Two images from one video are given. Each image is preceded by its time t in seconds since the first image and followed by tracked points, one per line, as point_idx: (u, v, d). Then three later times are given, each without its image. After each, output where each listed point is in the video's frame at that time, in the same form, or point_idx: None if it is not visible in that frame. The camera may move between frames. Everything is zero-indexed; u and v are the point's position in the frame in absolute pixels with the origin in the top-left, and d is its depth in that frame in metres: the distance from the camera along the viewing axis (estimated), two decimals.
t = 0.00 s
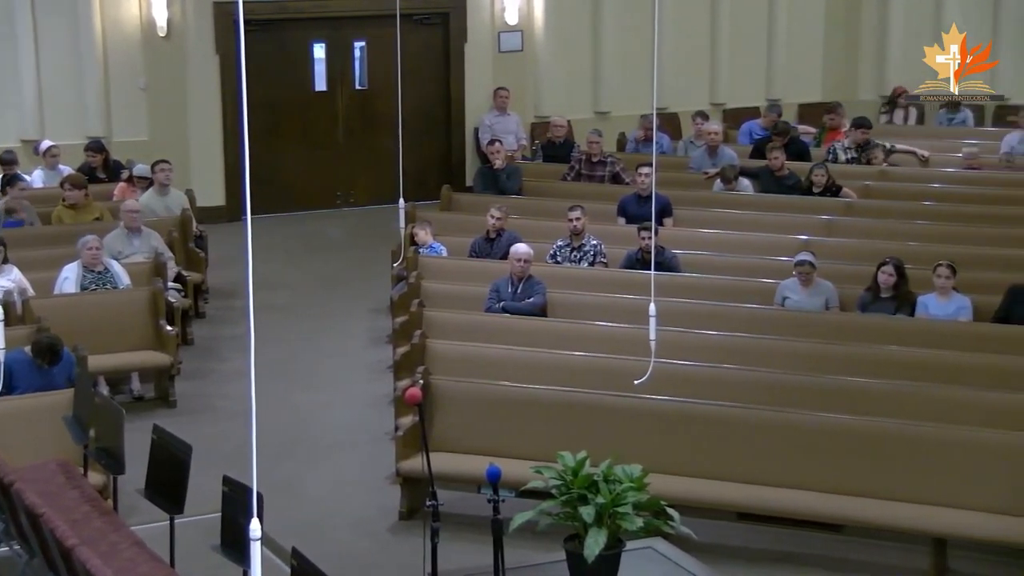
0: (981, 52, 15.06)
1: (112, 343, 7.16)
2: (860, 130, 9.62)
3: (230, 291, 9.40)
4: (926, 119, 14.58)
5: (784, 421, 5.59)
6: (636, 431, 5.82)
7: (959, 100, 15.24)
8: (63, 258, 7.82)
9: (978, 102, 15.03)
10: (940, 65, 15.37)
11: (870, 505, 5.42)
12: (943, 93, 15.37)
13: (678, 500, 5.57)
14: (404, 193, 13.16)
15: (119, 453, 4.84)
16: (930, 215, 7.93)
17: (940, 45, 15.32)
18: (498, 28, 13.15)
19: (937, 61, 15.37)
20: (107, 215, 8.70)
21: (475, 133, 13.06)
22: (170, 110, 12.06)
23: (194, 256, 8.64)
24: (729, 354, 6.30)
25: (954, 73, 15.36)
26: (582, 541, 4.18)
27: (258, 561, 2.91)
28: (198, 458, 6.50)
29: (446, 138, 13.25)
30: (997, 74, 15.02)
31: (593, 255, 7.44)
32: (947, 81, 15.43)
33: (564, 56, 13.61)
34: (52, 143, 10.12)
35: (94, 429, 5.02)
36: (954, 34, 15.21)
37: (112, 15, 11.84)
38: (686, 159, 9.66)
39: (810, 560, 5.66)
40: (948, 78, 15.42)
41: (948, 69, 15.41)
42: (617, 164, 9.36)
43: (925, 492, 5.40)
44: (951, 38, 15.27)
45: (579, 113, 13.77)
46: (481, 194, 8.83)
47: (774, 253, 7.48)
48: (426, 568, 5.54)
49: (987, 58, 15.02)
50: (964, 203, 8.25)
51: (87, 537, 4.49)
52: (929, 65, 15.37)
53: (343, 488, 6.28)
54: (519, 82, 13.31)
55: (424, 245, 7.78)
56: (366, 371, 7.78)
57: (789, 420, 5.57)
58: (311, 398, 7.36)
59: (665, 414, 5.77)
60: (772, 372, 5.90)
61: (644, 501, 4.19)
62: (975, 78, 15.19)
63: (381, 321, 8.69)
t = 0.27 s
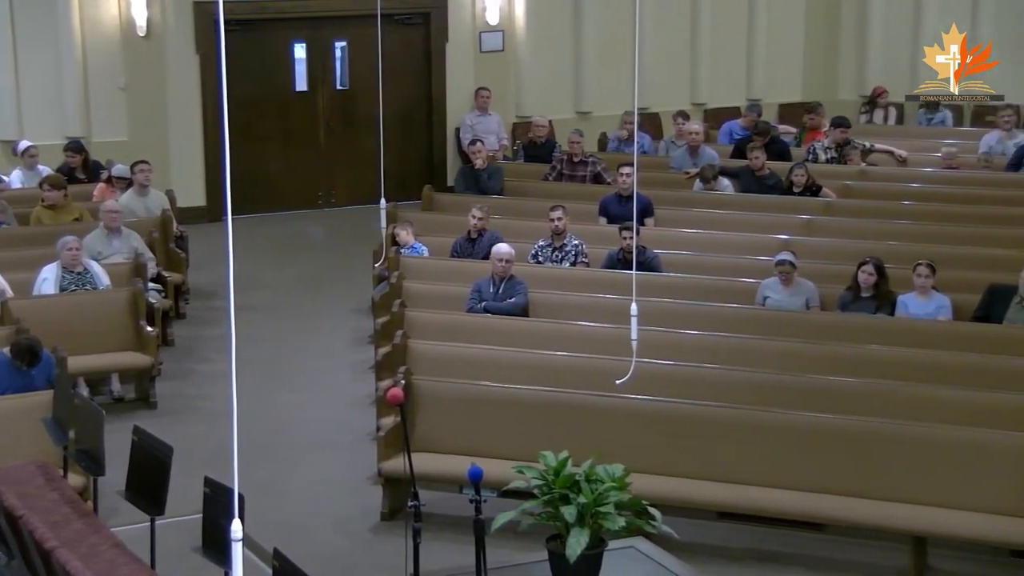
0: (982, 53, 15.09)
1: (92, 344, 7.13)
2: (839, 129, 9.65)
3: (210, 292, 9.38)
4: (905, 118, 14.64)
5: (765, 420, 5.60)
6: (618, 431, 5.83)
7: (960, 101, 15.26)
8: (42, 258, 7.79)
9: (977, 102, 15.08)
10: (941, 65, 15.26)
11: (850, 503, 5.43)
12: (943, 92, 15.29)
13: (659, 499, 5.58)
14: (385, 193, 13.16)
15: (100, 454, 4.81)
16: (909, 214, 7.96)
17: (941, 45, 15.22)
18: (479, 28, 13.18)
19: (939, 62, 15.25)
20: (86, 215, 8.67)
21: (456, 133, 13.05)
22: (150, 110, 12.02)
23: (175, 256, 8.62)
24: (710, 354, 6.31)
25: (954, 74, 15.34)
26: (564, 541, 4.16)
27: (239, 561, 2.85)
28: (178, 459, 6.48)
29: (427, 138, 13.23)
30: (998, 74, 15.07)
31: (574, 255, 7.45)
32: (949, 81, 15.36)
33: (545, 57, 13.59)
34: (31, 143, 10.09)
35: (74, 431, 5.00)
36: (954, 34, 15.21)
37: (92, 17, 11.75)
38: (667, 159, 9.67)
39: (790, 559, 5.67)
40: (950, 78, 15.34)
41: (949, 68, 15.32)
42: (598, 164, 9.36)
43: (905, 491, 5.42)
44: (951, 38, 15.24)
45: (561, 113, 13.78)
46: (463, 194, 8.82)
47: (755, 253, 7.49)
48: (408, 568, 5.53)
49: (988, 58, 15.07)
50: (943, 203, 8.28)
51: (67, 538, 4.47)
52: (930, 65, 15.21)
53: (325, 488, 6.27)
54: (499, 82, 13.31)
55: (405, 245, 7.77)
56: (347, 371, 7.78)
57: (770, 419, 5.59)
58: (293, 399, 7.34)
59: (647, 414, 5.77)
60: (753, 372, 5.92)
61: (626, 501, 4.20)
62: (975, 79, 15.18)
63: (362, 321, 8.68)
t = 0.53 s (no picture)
0: (982, 52, 15.05)
1: (72, 345, 7.11)
2: (819, 128, 9.67)
3: (190, 292, 9.35)
4: (884, 118, 14.71)
5: (746, 420, 5.61)
6: (599, 431, 5.83)
7: (960, 101, 15.11)
8: (21, 259, 7.76)
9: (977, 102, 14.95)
10: (941, 65, 15.27)
11: (831, 502, 5.45)
12: (944, 92, 15.22)
13: (640, 499, 5.59)
14: (366, 193, 13.14)
15: (80, 456, 4.79)
16: (889, 214, 7.99)
17: (942, 45, 15.26)
18: (461, 29, 13.12)
19: (940, 62, 15.29)
20: (65, 216, 8.64)
21: (438, 133, 13.04)
22: (130, 110, 11.99)
23: (155, 257, 8.59)
24: (691, 353, 6.32)
25: (954, 74, 15.27)
26: (546, 541, 4.15)
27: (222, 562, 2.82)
28: (159, 460, 6.46)
29: (409, 138, 13.23)
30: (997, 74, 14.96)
31: (556, 255, 7.46)
32: (949, 81, 15.29)
33: (526, 56, 13.58)
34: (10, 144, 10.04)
35: (53, 432, 4.98)
36: (954, 34, 15.19)
37: (71, 17, 11.70)
38: (648, 158, 9.69)
39: (772, 558, 5.68)
40: (950, 78, 15.27)
41: (949, 69, 15.29)
42: (579, 164, 9.37)
43: (886, 489, 5.44)
44: (951, 38, 15.24)
45: (542, 112, 13.79)
46: (444, 195, 8.82)
47: (736, 252, 7.51)
48: (389, 569, 5.53)
49: (988, 59, 15.01)
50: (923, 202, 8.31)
51: (46, 540, 4.44)
52: (931, 65, 15.29)
53: (306, 489, 6.26)
54: (481, 82, 13.29)
55: (386, 245, 7.76)
56: (329, 371, 7.76)
57: (752, 418, 5.59)
58: (274, 399, 7.33)
59: (628, 414, 5.78)
60: (734, 372, 5.93)
61: (608, 501, 4.17)
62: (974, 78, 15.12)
63: (343, 321, 8.67)
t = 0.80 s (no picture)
0: (982, 53, 15.07)
1: (52, 346, 7.08)
2: (798, 127, 9.71)
3: (172, 293, 9.33)
4: (864, 118, 14.77)
5: (728, 419, 5.62)
6: (581, 431, 5.83)
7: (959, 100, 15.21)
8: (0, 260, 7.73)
9: (977, 101, 15.02)
10: (942, 65, 15.23)
11: (814, 501, 5.46)
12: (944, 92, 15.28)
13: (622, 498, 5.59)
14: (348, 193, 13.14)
15: (60, 458, 4.77)
16: (869, 213, 8.02)
17: (942, 45, 15.17)
18: (442, 29, 13.13)
19: (940, 62, 15.24)
20: (44, 217, 8.61)
21: (420, 133, 13.06)
22: (110, 111, 11.96)
23: (135, 258, 8.57)
24: (672, 353, 6.33)
25: (955, 74, 15.28)
26: (529, 541, 4.13)
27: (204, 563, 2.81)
28: (140, 461, 6.44)
29: (391, 139, 13.23)
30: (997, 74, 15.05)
31: (538, 255, 7.46)
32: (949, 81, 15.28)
33: (507, 56, 13.58)
34: None
35: (33, 434, 4.96)
36: (954, 34, 15.14)
37: (50, 18, 11.63)
38: (630, 158, 9.70)
39: (754, 557, 5.69)
40: (950, 78, 15.27)
41: (950, 68, 15.26)
42: (561, 164, 9.37)
43: (868, 488, 5.45)
44: (951, 38, 15.17)
45: (523, 113, 13.80)
46: (425, 195, 8.82)
47: (718, 252, 7.52)
48: (372, 569, 5.52)
49: (988, 59, 15.03)
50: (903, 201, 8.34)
51: (26, 542, 4.42)
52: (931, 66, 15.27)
53: (288, 490, 6.25)
54: (462, 81, 13.29)
55: (368, 245, 7.76)
56: (311, 371, 7.76)
57: (734, 417, 5.60)
58: (256, 400, 7.32)
59: (610, 414, 5.78)
60: (715, 371, 5.94)
61: (590, 500, 4.15)
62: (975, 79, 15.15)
63: (325, 321, 8.66)
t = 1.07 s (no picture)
0: (981, 53, 14.77)
1: (32, 348, 7.06)
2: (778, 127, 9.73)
3: (152, 293, 9.30)
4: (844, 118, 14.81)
5: (709, 418, 5.63)
6: (562, 431, 5.83)
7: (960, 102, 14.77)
8: None
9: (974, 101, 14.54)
10: (940, 65, 15.12)
11: (795, 500, 5.47)
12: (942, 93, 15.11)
13: (604, 498, 5.59)
14: (329, 193, 13.12)
15: (40, 460, 4.75)
16: (849, 213, 8.05)
17: (940, 46, 15.09)
18: (422, 29, 13.11)
19: (937, 62, 15.12)
20: (23, 217, 8.58)
21: (400, 133, 13.04)
22: (88, 111, 11.91)
23: (115, 258, 8.55)
24: (653, 352, 6.34)
25: (953, 74, 15.10)
26: (511, 541, 4.12)
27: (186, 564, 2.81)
28: (120, 462, 6.42)
29: (371, 140, 13.21)
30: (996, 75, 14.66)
31: (520, 255, 7.46)
32: (947, 82, 15.15)
33: (489, 56, 13.57)
34: None
35: (12, 436, 4.93)
36: (954, 34, 15.02)
37: (28, 16, 11.56)
38: (611, 158, 9.71)
39: (736, 556, 5.70)
40: (948, 79, 15.14)
41: (947, 69, 15.19)
42: (542, 164, 9.37)
43: (849, 487, 5.46)
44: (951, 38, 15.08)
45: (504, 113, 13.78)
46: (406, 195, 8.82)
47: (699, 251, 7.53)
48: (354, 570, 5.51)
49: (987, 59, 14.71)
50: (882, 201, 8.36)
51: (6, 543, 4.40)
52: (928, 65, 15.10)
53: (269, 491, 6.23)
54: (444, 82, 13.26)
55: (350, 246, 7.75)
56: (292, 372, 7.74)
57: (716, 417, 5.61)
58: (237, 401, 7.30)
59: (591, 413, 5.79)
60: (697, 371, 5.94)
61: (572, 500, 4.15)
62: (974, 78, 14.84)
63: (307, 322, 8.65)
